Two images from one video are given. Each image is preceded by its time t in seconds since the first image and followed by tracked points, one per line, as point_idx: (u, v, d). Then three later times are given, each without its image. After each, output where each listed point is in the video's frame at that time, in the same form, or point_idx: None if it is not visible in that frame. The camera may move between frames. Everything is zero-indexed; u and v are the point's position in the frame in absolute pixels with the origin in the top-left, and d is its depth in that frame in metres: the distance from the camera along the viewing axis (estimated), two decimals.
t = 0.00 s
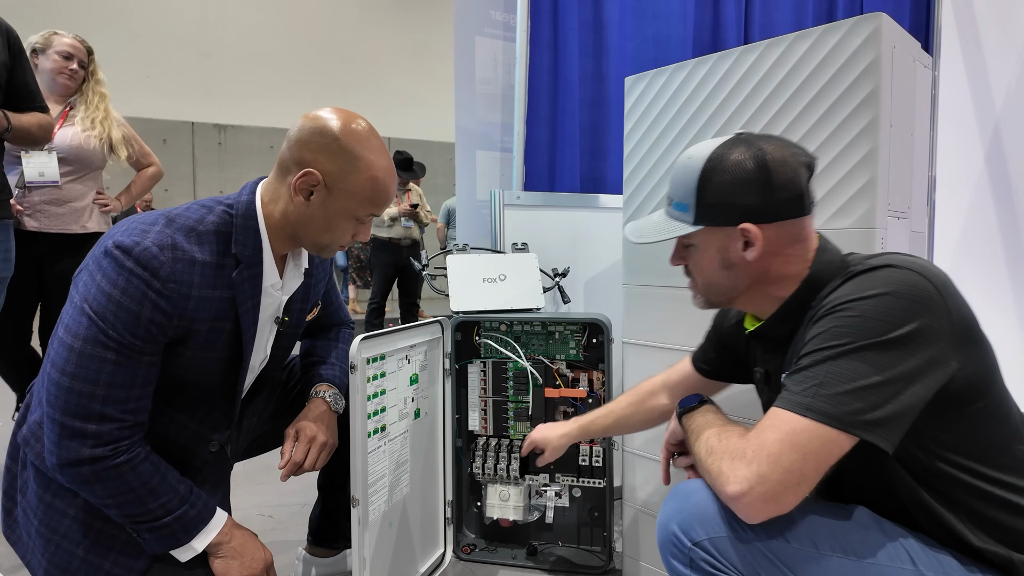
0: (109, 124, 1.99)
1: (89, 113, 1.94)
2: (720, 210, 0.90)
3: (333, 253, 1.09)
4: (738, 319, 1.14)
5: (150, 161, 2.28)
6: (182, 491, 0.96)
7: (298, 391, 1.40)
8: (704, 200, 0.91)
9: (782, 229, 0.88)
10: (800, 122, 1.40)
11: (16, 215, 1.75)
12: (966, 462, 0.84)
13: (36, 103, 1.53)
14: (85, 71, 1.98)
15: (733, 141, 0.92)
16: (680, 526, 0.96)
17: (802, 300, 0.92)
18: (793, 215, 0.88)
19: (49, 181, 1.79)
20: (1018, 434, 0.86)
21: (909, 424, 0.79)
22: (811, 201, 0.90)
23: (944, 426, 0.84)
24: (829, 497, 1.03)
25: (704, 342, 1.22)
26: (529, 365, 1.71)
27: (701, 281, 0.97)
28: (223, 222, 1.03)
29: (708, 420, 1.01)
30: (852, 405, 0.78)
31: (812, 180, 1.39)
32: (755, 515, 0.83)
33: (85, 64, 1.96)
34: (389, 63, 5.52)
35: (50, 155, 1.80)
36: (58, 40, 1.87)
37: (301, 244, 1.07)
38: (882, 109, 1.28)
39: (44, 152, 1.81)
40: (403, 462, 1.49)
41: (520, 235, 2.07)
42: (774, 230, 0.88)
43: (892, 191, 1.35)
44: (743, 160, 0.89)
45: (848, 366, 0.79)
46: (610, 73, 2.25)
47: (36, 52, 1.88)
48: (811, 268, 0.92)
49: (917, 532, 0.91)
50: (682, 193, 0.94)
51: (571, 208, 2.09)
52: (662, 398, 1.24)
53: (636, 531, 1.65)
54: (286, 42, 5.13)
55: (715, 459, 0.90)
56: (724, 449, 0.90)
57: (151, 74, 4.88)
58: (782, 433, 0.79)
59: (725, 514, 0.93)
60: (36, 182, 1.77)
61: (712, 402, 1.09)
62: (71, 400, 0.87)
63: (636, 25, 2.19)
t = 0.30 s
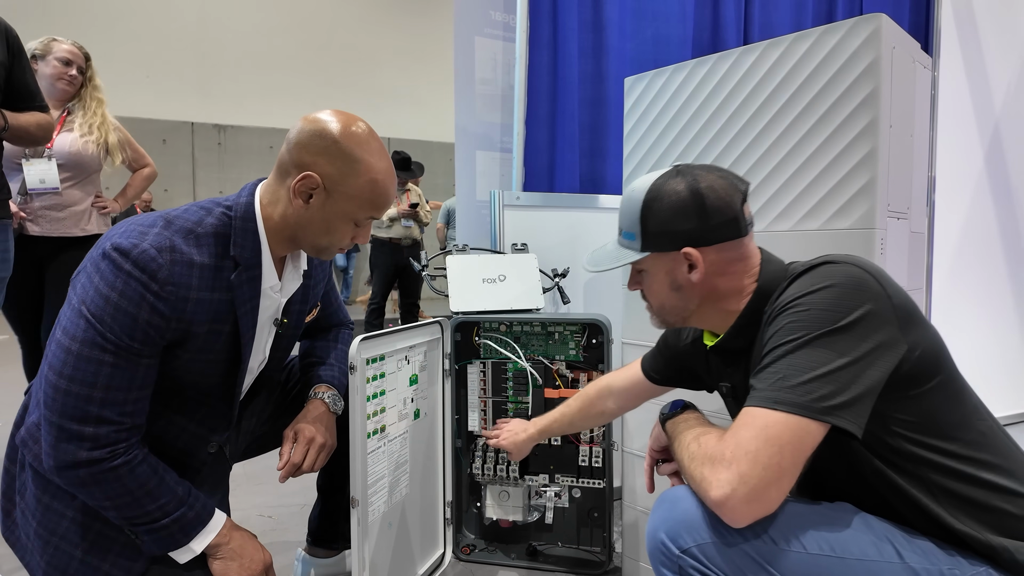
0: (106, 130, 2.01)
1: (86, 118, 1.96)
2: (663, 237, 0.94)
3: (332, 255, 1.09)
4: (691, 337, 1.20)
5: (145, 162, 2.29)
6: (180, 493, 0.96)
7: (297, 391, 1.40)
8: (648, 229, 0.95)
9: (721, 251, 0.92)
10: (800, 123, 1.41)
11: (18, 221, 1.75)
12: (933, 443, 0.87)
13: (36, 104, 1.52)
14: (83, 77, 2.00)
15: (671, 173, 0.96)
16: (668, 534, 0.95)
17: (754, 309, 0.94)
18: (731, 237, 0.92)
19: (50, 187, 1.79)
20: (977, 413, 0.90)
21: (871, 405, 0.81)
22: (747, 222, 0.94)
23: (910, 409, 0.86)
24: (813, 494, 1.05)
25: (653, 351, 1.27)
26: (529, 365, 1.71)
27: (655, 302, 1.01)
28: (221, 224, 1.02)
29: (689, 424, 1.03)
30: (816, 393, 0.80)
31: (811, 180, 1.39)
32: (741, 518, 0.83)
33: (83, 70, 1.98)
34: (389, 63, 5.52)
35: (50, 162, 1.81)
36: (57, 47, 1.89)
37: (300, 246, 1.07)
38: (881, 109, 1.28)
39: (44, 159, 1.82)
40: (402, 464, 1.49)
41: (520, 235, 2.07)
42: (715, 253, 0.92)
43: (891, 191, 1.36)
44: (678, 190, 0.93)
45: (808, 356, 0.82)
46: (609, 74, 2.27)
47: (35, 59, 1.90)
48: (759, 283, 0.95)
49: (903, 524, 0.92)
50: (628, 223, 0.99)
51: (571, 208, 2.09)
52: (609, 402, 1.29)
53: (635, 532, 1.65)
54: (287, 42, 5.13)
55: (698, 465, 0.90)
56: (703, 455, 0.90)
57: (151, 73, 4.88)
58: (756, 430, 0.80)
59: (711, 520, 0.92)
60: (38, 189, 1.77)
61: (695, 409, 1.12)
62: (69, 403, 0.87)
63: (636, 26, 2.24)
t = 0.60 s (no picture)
0: (110, 134, 2.01)
1: (90, 123, 1.95)
2: (643, 248, 0.95)
3: (331, 257, 1.08)
4: (679, 339, 1.22)
5: (148, 162, 2.28)
6: (179, 494, 0.95)
7: (296, 391, 1.40)
8: (628, 240, 0.97)
9: (700, 259, 0.93)
10: (800, 123, 1.40)
11: (29, 223, 1.75)
12: (915, 437, 0.87)
13: (35, 102, 1.52)
14: (88, 82, 1.98)
15: (649, 184, 0.97)
16: (657, 533, 0.94)
17: (737, 310, 0.95)
18: (709, 244, 0.92)
19: (59, 191, 1.80)
20: (959, 405, 0.90)
21: (852, 401, 0.82)
22: (726, 228, 0.95)
23: (891, 403, 0.86)
24: (801, 492, 1.04)
25: (643, 350, 1.31)
26: (529, 365, 1.71)
27: (641, 308, 1.02)
28: (220, 226, 1.02)
29: (679, 424, 1.03)
30: (795, 390, 0.80)
31: (811, 180, 1.39)
32: (725, 515, 0.83)
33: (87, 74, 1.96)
34: (389, 63, 5.52)
35: (59, 167, 1.82)
36: (62, 52, 1.86)
37: (298, 248, 1.07)
38: (881, 109, 1.28)
39: (52, 164, 1.82)
40: (402, 464, 1.49)
41: (520, 235, 2.07)
42: (694, 261, 0.93)
43: (891, 191, 1.36)
44: (655, 201, 0.94)
45: (787, 355, 0.83)
46: (608, 74, 2.27)
47: (40, 65, 1.89)
48: (740, 286, 0.96)
49: (890, 519, 0.92)
50: (610, 234, 1.00)
51: (571, 208, 2.09)
52: (599, 397, 1.36)
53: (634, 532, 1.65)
54: (287, 42, 5.13)
55: (683, 464, 0.90)
56: (689, 453, 0.91)
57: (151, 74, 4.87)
58: (737, 428, 0.81)
59: (698, 517, 0.91)
60: (47, 194, 1.78)
61: (687, 409, 1.11)
62: (66, 404, 0.86)
63: (635, 26, 2.24)
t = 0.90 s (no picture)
0: (128, 136, 2.01)
1: (106, 126, 1.95)
2: (644, 246, 0.95)
3: (331, 259, 1.08)
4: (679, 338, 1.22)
5: (163, 166, 2.27)
6: (178, 495, 0.95)
7: (296, 392, 1.40)
8: (629, 239, 0.97)
9: (701, 257, 0.93)
10: (801, 124, 1.40)
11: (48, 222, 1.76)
12: (914, 437, 0.87)
13: (33, 101, 1.51)
14: (104, 85, 1.98)
15: (651, 182, 0.97)
16: (657, 533, 0.94)
17: (736, 309, 0.95)
18: (710, 242, 0.92)
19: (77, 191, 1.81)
20: (957, 404, 0.90)
21: (850, 401, 0.82)
22: (726, 227, 0.95)
23: (888, 403, 0.86)
24: (801, 491, 1.04)
25: (643, 348, 1.31)
26: (529, 366, 1.71)
27: (642, 307, 1.02)
28: (221, 227, 1.02)
29: (680, 424, 1.03)
30: (793, 389, 0.80)
31: (812, 180, 1.39)
32: (726, 515, 0.83)
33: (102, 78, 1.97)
34: (389, 63, 5.52)
35: (78, 167, 1.83)
36: (78, 57, 1.88)
37: (299, 251, 1.07)
38: (881, 110, 1.28)
39: (72, 165, 1.83)
40: (402, 464, 1.49)
41: (520, 235, 2.07)
42: (694, 259, 0.93)
43: (891, 191, 1.35)
44: (656, 199, 0.94)
45: (784, 354, 0.82)
46: (608, 74, 2.27)
47: (58, 70, 1.91)
48: (739, 284, 0.96)
49: (889, 517, 0.92)
50: (611, 233, 1.00)
51: (571, 208, 2.09)
52: (600, 394, 1.36)
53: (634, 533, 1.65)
54: (287, 42, 5.13)
55: (684, 464, 0.90)
56: (689, 454, 0.90)
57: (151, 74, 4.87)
58: (736, 427, 0.81)
59: (698, 517, 0.91)
60: (66, 193, 1.79)
61: (688, 408, 1.11)
62: (66, 406, 0.86)
63: (635, 26, 2.24)
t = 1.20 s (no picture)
0: (159, 136, 2.02)
1: (139, 127, 1.97)
2: (648, 242, 0.95)
3: (331, 260, 1.08)
4: (679, 336, 1.22)
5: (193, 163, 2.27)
6: (178, 495, 0.95)
7: (297, 392, 1.40)
8: (634, 235, 0.96)
9: (705, 254, 0.92)
10: (801, 123, 1.40)
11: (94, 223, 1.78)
12: (914, 436, 0.86)
13: (35, 98, 1.50)
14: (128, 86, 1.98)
15: (656, 178, 0.96)
16: (659, 534, 0.94)
17: (736, 305, 0.95)
18: (715, 239, 0.92)
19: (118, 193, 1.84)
20: (958, 403, 0.89)
21: (849, 399, 0.81)
22: (731, 224, 0.95)
23: (888, 401, 0.86)
24: (802, 491, 1.04)
25: (640, 345, 1.31)
26: (529, 366, 1.71)
27: (645, 303, 1.02)
28: (221, 226, 1.02)
29: (680, 424, 1.03)
30: (793, 387, 0.80)
31: (812, 180, 1.39)
32: (727, 514, 0.83)
33: (123, 78, 1.96)
34: (389, 62, 5.51)
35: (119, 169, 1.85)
36: (97, 60, 1.88)
37: (299, 250, 1.07)
38: (882, 110, 1.28)
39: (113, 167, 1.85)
40: (402, 464, 1.49)
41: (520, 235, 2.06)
42: (698, 256, 0.93)
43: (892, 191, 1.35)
44: (662, 196, 0.94)
45: (784, 352, 0.82)
46: (608, 74, 2.27)
47: (81, 77, 1.92)
48: (740, 281, 0.96)
49: (891, 517, 0.92)
50: (616, 229, 1.00)
51: (571, 208, 2.08)
52: (596, 390, 1.36)
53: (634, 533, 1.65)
54: (287, 42, 5.13)
55: (685, 464, 0.90)
56: (690, 453, 0.90)
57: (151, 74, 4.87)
58: (736, 425, 0.81)
59: (700, 517, 0.91)
60: (108, 195, 1.81)
61: (690, 409, 1.11)
62: (65, 405, 0.86)
63: (635, 26, 2.24)
